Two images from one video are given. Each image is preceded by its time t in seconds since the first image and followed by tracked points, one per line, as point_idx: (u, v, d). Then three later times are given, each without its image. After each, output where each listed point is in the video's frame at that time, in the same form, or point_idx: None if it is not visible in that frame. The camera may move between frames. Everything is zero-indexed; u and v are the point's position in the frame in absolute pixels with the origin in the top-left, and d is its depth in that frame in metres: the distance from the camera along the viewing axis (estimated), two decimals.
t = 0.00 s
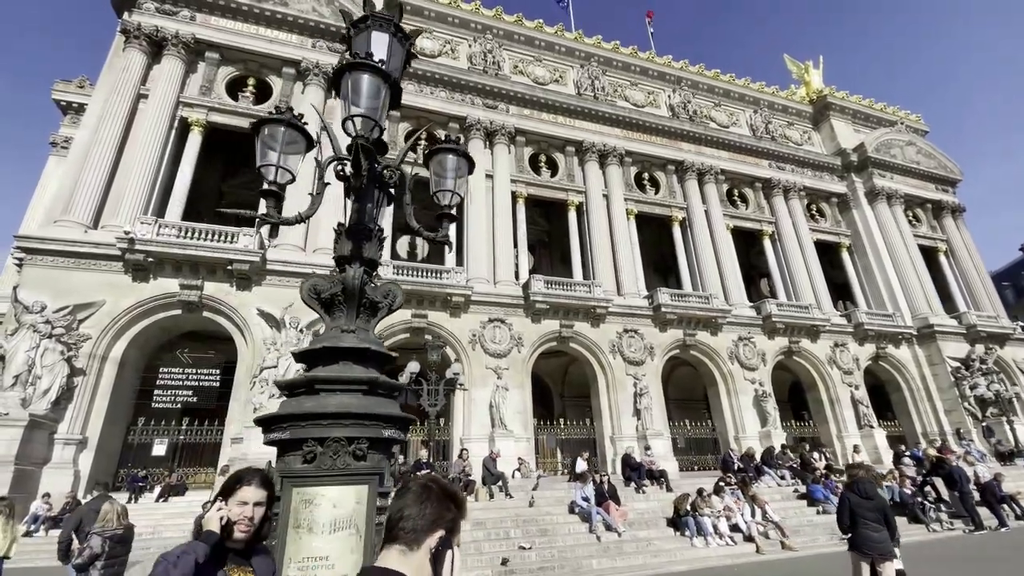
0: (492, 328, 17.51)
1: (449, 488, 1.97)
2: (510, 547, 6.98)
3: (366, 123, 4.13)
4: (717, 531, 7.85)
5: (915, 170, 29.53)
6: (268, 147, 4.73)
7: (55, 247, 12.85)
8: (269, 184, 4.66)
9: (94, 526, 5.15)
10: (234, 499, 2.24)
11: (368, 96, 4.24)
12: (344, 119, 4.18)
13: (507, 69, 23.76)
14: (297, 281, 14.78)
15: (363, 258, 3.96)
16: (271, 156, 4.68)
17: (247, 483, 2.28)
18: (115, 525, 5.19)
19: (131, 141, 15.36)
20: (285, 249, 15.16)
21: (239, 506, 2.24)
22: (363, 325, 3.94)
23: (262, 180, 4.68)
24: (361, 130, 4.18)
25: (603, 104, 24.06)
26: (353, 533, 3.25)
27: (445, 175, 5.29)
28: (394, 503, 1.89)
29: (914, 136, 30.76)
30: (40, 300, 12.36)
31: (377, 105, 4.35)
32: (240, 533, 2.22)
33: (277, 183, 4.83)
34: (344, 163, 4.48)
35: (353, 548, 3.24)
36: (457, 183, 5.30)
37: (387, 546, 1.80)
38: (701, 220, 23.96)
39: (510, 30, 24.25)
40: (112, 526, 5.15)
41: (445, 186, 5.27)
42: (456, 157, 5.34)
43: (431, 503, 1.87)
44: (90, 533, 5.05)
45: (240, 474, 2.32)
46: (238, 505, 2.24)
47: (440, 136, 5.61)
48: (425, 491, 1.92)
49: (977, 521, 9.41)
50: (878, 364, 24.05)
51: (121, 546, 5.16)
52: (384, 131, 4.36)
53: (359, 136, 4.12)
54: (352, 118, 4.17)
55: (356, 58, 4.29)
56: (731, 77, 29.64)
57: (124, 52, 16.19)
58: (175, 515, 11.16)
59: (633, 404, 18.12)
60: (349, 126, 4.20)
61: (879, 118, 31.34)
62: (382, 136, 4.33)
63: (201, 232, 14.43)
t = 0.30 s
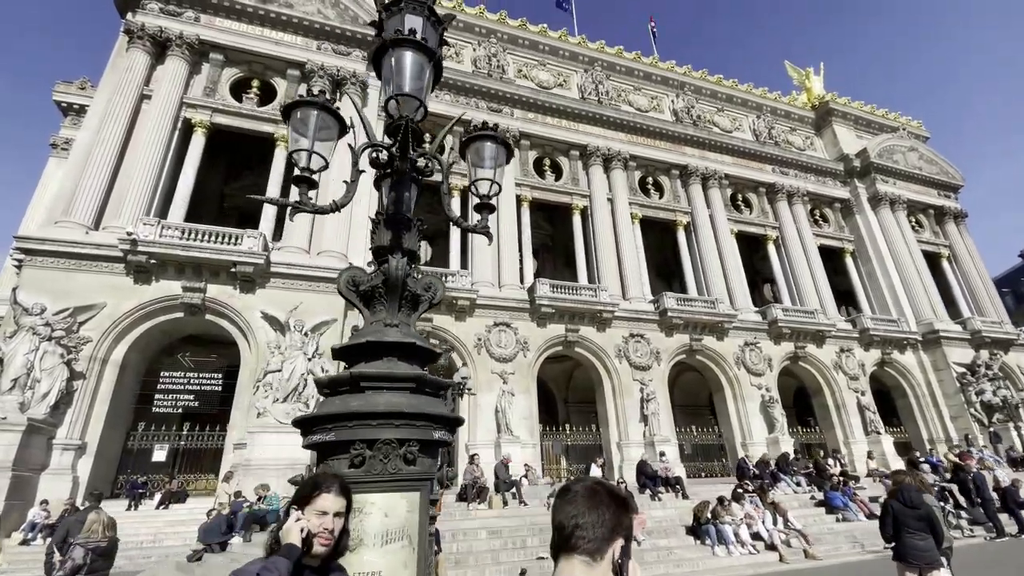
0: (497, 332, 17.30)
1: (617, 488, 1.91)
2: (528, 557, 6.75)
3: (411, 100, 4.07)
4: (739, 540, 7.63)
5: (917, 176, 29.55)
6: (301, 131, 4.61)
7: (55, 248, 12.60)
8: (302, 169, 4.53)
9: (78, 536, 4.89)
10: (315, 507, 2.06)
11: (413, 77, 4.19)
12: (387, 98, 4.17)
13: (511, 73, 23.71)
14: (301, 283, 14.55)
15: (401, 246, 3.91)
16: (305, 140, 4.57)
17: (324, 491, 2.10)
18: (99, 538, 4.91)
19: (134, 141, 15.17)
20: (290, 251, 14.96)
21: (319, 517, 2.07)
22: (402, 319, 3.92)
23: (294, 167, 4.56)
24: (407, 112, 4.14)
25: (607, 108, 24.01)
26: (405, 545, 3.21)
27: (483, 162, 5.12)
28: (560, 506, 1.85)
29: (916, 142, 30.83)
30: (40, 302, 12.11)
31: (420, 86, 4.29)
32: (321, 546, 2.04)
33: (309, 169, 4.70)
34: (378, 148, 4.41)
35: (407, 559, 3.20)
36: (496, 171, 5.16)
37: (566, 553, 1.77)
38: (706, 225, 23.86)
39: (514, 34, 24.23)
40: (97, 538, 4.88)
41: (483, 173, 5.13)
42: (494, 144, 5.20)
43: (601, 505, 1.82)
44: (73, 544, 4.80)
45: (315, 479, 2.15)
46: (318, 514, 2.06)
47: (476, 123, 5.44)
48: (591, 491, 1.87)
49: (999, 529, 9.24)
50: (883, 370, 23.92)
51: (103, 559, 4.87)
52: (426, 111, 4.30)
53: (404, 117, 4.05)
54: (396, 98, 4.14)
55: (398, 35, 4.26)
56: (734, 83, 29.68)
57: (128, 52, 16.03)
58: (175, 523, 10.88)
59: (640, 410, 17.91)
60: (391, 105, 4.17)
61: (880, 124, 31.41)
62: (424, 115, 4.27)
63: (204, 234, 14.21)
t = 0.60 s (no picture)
0: (501, 338, 17.08)
1: (845, 487, 1.76)
2: (546, 568, 6.55)
3: (464, 77, 3.94)
4: (760, 549, 7.45)
5: (916, 185, 29.72)
6: (340, 116, 4.53)
7: (53, 249, 12.35)
8: (341, 152, 4.44)
9: (58, 546, 4.73)
10: (429, 508, 1.92)
11: (464, 54, 4.08)
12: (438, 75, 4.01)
13: (514, 79, 23.71)
14: (304, 287, 14.33)
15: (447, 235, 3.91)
16: (344, 123, 4.48)
17: (439, 490, 1.98)
18: (79, 547, 4.78)
19: (136, 143, 15.00)
20: (293, 254, 14.76)
21: (436, 519, 1.92)
22: (449, 311, 3.90)
23: (331, 151, 4.49)
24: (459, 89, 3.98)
25: (610, 115, 24.04)
26: (472, 554, 3.07)
27: (526, 150, 4.95)
28: (792, 508, 1.70)
29: (914, 151, 31.05)
30: (37, 304, 11.85)
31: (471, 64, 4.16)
32: (443, 551, 1.87)
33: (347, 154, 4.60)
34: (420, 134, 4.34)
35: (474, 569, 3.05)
36: (539, 158, 4.96)
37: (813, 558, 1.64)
38: (708, 231, 23.85)
39: (517, 40, 24.26)
40: (76, 549, 4.73)
41: (525, 161, 4.94)
42: (536, 133, 5.03)
43: (842, 503, 1.68)
44: (52, 555, 4.65)
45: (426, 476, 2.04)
46: (435, 515, 1.92)
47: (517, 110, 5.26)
48: (817, 490, 1.72)
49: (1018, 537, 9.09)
50: (886, 378, 23.86)
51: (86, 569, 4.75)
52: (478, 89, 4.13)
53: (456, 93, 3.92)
54: (448, 75, 3.99)
55: (448, 10, 4.14)
56: (734, 91, 29.85)
57: (130, 53, 15.89)
58: (175, 532, 10.57)
59: (645, 417, 17.73)
60: (443, 83, 4.02)
61: (879, 133, 31.64)
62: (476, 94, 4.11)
63: (205, 236, 13.98)
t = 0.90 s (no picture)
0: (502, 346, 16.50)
1: None
2: None
3: (521, 59, 3.69)
4: (778, 563, 7.24)
5: (911, 197, 30.02)
6: (384, 106, 4.45)
7: (47, 252, 12.03)
8: (384, 140, 4.35)
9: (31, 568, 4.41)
10: (584, 530, 1.70)
11: (521, 35, 3.83)
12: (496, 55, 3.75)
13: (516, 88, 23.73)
14: (304, 293, 14.09)
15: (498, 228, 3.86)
16: (387, 113, 4.41)
17: (590, 509, 1.76)
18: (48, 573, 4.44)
19: (134, 145, 14.76)
20: (294, 259, 14.53)
21: (593, 540, 1.71)
22: (501, 308, 3.88)
23: (373, 141, 4.38)
24: (515, 73, 3.73)
25: (610, 124, 24.09)
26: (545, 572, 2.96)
27: (570, 144, 4.85)
28: None
29: (908, 164, 31.41)
30: (29, 308, 11.51)
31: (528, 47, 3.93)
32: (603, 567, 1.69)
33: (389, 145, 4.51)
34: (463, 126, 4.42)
35: None
36: (583, 152, 4.87)
37: None
38: (708, 240, 23.86)
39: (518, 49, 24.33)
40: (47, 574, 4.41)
41: (569, 155, 4.84)
42: (582, 127, 4.94)
43: None
44: None
45: (565, 490, 1.83)
46: (590, 535, 1.70)
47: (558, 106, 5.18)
48: None
49: None
50: (885, 389, 23.86)
51: None
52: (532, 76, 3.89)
53: (513, 76, 3.70)
54: (504, 58, 3.73)
55: None
56: (732, 103, 30.12)
57: (130, 56, 15.70)
58: (168, 545, 10.18)
59: (647, 427, 17.54)
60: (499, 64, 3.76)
61: (874, 146, 32.00)
62: (530, 81, 3.88)
63: (204, 241, 13.73)
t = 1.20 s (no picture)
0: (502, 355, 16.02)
1: None
2: None
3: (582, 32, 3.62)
4: None
5: (902, 212, 30.42)
6: (423, 84, 4.26)
7: (35, 254, 11.66)
8: (425, 119, 4.17)
9: None
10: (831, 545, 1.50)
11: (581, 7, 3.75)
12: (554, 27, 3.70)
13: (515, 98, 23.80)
14: (301, 299, 13.79)
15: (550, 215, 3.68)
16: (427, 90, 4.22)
17: (835, 517, 1.54)
18: None
19: (130, 147, 14.48)
20: (291, 265, 14.25)
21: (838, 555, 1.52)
22: (556, 297, 3.72)
23: (413, 120, 4.20)
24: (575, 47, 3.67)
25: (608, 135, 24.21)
26: None
27: (615, 131, 4.62)
28: None
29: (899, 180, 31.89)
30: (14, 311, 11.10)
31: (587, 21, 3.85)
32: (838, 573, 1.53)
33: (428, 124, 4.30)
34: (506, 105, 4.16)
35: None
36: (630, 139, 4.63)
37: None
38: (705, 252, 23.92)
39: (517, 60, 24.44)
40: None
41: (615, 142, 4.60)
42: (627, 113, 4.70)
43: None
44: None
45: (794, 492, 1.57)
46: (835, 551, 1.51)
47: (601, 89, 4.94)
48: None
49: None
50: (880, 402, 23.89)
51: None
52: (595, 50, 3.83)
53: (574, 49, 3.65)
54: (563, 30, 3.66)
55: None
56: (728, 117, 30.48)
57: (127, 57, 15.48)
58: (154, 560, 9.72)
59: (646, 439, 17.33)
60: (559, 36, 3.71)
61: (866, 161, 32.49)
62: (593, 54, 3.82)
63: (199, 244, 13.42)
